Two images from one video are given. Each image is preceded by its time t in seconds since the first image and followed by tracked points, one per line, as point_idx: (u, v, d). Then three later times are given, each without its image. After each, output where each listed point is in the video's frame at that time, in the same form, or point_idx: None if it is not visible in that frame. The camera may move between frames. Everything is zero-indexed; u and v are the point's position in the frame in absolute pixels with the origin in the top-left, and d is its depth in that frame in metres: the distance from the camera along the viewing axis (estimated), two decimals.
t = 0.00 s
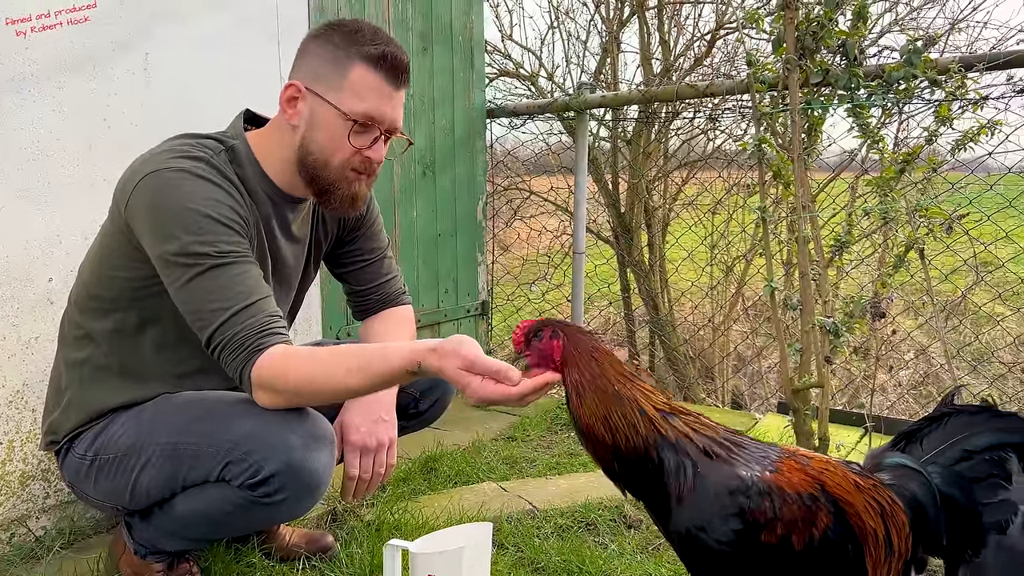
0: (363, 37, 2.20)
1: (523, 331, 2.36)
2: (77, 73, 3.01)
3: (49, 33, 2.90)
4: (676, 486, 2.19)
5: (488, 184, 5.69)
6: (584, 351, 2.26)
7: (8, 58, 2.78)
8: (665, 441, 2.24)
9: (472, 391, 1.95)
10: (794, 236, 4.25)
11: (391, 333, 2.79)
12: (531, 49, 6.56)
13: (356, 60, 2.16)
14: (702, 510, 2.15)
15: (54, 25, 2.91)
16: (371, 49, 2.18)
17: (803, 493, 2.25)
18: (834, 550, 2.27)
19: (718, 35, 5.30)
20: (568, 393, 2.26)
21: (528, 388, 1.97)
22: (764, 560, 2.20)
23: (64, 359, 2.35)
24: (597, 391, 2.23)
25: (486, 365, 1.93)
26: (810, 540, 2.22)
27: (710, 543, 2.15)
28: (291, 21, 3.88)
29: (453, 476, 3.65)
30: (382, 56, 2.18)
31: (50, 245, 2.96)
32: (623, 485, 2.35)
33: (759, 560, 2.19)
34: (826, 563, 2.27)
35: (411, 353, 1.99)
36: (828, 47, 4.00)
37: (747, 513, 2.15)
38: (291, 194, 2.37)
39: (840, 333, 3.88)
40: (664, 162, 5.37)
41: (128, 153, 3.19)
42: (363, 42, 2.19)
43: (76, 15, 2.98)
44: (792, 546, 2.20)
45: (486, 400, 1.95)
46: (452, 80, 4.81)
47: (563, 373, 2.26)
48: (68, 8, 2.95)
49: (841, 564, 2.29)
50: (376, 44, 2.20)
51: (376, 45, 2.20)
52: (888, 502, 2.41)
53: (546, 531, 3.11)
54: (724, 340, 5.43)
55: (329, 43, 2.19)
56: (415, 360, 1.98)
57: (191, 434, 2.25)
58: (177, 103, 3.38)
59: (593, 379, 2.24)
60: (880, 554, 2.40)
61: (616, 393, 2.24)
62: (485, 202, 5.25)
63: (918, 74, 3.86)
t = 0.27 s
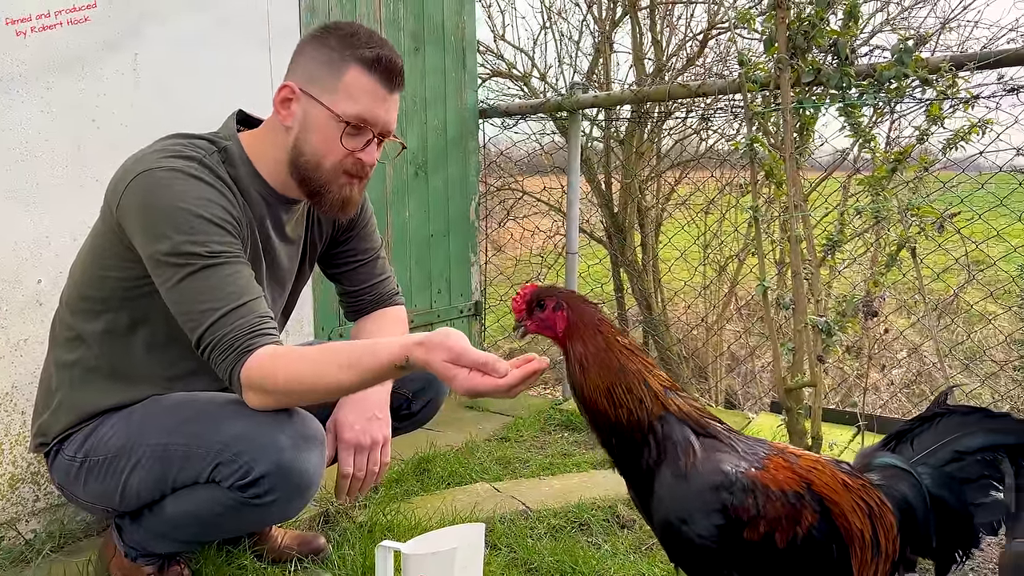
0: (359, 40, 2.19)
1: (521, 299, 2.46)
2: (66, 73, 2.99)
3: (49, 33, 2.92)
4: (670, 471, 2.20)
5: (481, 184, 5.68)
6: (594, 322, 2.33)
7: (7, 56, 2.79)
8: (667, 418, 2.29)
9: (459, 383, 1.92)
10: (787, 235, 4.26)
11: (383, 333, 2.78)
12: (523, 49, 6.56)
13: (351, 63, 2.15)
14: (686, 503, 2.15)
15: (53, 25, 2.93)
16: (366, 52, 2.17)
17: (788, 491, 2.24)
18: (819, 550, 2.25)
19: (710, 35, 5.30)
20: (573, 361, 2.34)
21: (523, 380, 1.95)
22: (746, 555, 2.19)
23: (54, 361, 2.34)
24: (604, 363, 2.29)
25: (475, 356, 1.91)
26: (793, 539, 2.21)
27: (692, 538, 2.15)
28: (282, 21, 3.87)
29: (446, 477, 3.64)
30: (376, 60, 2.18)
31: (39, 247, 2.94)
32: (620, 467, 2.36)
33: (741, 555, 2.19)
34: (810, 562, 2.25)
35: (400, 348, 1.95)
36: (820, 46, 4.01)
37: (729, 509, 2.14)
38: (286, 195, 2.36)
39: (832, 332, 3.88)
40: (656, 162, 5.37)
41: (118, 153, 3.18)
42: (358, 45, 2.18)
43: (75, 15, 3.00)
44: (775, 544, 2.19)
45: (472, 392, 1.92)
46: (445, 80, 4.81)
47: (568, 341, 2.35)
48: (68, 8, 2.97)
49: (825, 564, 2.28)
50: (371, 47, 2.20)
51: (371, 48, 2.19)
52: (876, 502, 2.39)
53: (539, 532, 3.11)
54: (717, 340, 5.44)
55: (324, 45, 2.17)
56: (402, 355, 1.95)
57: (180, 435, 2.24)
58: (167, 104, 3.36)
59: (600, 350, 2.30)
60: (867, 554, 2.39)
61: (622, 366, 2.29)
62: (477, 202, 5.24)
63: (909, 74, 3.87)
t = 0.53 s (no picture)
0: (343, 34, 2.18)
1: (512, 302, 2.42)
2: (52, 74, 2.96)
3: (49, 33, 2.95)
4: (662, 469, 2.19)
5: (472, 184, 5.67)
6: (593, 318, 2.32)
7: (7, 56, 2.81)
8: (665, 416, 2.28)
9: (448, 389, 1.89)
10: (777, 234, 4.26)
11: (373, 334, 2.77)
12: (514, 49, 6.55)
13: (335, 56, 2.15)
14: (678, 501, 2.14)
15: (54, 25, 2.96)
16: (350, 46, 2.16)
17: (779, 490, 2.24)
18: (808, 550, 2.26)
19: (700, 35, 5.30)
20: (570, 359, 2.31)
21: (512, 384, 1.92)
22: (736, 554, 2.19)
23: (42, 363, 2.32)
24: (604, 358, 2.28)
25: (466, 361, 1.88)
26: (783, 538, 2.21)
27: (683, 536, 2.14)
28: (271, 20, 3.85)
29: (438, 478, 3.63)
30: (361, 52, 2.16)
31: (26, 248, 2.92)
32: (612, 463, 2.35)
33: (732, 554, 2.18)
34: (799, 562, 2.26)
35: (391, 351, 1.93)
36: (809, 45, 4.01)
37: (720, 508, 2.14)
38: (276, 194, 2.35)
39: (823, 331, 3.89)
40: (647, 162, 5.37)
41: (105, 154, 3.15)
42: (342, 39, 2.17)
43: (76, 15, 3.03)
44: (765, 543, 2.19)
45: (461, 397, 1.89)
46: (435, 80, 4.79)
47: (563, 342, 2.33)
48: (68, 8, 3.00)
49: (814, 564, 2.29)
50: (356, 41, 2.18)
51: (355, 41, 2.18)
52: (867, 503, 2.40)
53: (531, 533, 3.10)
54: (709, 339, 5.44)
55: (309, 40, 2.17)
56: (392, 360, 1.92)
57: (169, 437, 2.22)
58: (155, 104, 3.34)
59: (602, 346, 2.29)
60: (857, 555, 2.39)
61: (623, 361, 2.28)
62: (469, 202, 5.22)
63: (899, 72, 3.87)
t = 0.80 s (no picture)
0: (317, 23, 2.16)
1: (488, 302, 2.42)
2: (33, 72, 2.93)
3: (49, 33, 2.98)
4: (646, 463, 2.18)
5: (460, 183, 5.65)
6: (564, 318, 2.30)
7: (9, 56, 2.85)
8: (645, 410, 2.27)
9: (432, 389, 1.90)
10: (765, 231, 4.27)
11: (359, 333, 2.75)
12: (502, 48, 6.54)
13: (309, 45, 2.13)
14: (662, 494, 2.14)
15: (54, 25, 3.00)
16: (324, 35, 2.14)
17: (765, 484, 2.23)
18: (794, 544, 2.26)
19: (688, 33, 5.30)
20: (546, 360, 2.29)
21: (490, 386, 1.93)
22: (722, 548, 2.18)
23: (22, 363, 2.29)
24: (580, 358, 2.26)
25: (450, 363, 1.89)
26: (769, 532, 2.21)
27: (667, 529, 2.14)
28: (253, 14, 3.82)
29: (427, 478, 3.61)
30: (335, 41, 2.14)
31: (6, 249, 2.88)
32: (596, 460, 2.34)
33: (718, 547, 2.18)
34: (785, 556, 2.25)
35: (376, 351, 1.92)
36: (796, 42, 4.02)
37: (705, 501, 2.14)
38: (258, 191, 2.32)
39: (811, 327, 3.89)
40: (636, 160, 5.37)
41: (87, 152, 3.12)
42: (316, 28, 2.15)
43: (76, 15, 3.07)
44: (751, 537, 2.19)
45: (445, 398, 1.90)
46: (422, 78, 4.77)
47: (539, 342, 2.30)
48: (68, 8, 3.03)
49: (800, 558, 2.28)
50: (331, 30, 2.16)
51: (329, 30, 2.16)
52: (854, 499, 2.39)
53: (519, 532, 3.09)
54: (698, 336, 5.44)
55: (285, 31, 2.15)
56: (376, 359, 1.92)
57: (150, 437, 2.19)
58: (137, 102, 3.31)
59: (576, 346, 2.27)
60: (843, 552, 2.39)
61: (600, 360, 2.27)
62: (457, 201, 5.20)
63: (885, 69, 3.88)
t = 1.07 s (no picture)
0: (292, 17, 2.13)
1: (494, 282, 2.44)
2: (8, 67, 2.96)
3: (48, 33, 3.07)
4: (628, 464, 2.18)
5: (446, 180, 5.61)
6: (572, 305, 2.32)
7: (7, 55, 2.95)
8: (632, 409, 2.27)
9: (407, 383, 1.85)
10: (751, 227, 4.26)
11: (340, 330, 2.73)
12: (489, 44, 6.50)
13: (287, 42, 2.09)
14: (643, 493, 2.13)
15: (54, 25, 3.08)
16: (301, 30, 2.11)
17: (746, 480, 2.21)
18: (775, 541, 2.24)
19: (674, 29, 5.28)
20: (547, 344, 2.31)
21: (467, 376, 1.83)
22: (702, 545, 2.16)
23: None
24: (582, 346, 2.28)
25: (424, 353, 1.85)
26: (750, 529, 2.19)
27: (648, 527, 2.13)
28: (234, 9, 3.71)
29: (412, 476, 3.58)
30: (313, 37, 2.11)
31: None
32: (579, 458, 2.33)
33: (698, 544, 2.15)
34: (767, 552, 2.24)
35: (351, 345, 1.90)
36: (781, 36, 4.01)
37: (685, 497, 2.12)
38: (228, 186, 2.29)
39: (798, 322, 3.89)
40: (623, 156, 5.35)
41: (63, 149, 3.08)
42: (292, 23, 2.12)
43: (76, 15, 3.13)
44: (732, 534, 2.16)
45: (422, 392, 1.84)
46: (407, 74, 4.74)
47: (543, 327, 2.32)
48: (67, 8, 3.11)
49: (782, 555, 2.27)
50: (306, 25, 2.13)
51: (306, 25, 2.13)
52: (837, 495, 2.37)
53: (505, 530, 3.06)
54: (686, 333, 5.43)
55: (257, 25, 2.12)
56: (350, 354, 1.89)
57: (124, 437, 2.16)
58: (116, 97, 3.27)
59: (581, 333, 2.29)
60: (827, 549, 2.37)
61: (601, 352, 2.29)
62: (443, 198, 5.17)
63: (870, 63, 3.88)
